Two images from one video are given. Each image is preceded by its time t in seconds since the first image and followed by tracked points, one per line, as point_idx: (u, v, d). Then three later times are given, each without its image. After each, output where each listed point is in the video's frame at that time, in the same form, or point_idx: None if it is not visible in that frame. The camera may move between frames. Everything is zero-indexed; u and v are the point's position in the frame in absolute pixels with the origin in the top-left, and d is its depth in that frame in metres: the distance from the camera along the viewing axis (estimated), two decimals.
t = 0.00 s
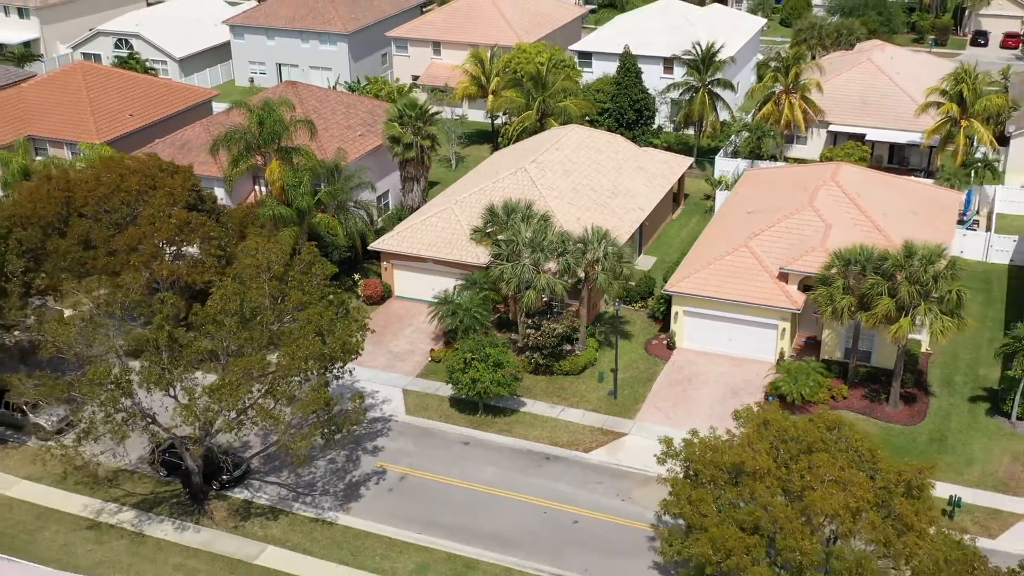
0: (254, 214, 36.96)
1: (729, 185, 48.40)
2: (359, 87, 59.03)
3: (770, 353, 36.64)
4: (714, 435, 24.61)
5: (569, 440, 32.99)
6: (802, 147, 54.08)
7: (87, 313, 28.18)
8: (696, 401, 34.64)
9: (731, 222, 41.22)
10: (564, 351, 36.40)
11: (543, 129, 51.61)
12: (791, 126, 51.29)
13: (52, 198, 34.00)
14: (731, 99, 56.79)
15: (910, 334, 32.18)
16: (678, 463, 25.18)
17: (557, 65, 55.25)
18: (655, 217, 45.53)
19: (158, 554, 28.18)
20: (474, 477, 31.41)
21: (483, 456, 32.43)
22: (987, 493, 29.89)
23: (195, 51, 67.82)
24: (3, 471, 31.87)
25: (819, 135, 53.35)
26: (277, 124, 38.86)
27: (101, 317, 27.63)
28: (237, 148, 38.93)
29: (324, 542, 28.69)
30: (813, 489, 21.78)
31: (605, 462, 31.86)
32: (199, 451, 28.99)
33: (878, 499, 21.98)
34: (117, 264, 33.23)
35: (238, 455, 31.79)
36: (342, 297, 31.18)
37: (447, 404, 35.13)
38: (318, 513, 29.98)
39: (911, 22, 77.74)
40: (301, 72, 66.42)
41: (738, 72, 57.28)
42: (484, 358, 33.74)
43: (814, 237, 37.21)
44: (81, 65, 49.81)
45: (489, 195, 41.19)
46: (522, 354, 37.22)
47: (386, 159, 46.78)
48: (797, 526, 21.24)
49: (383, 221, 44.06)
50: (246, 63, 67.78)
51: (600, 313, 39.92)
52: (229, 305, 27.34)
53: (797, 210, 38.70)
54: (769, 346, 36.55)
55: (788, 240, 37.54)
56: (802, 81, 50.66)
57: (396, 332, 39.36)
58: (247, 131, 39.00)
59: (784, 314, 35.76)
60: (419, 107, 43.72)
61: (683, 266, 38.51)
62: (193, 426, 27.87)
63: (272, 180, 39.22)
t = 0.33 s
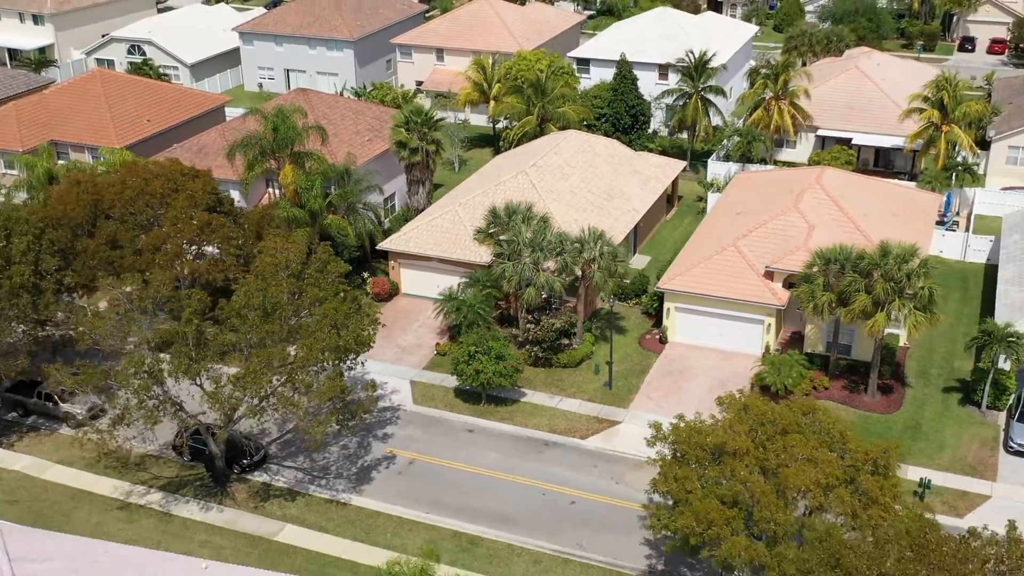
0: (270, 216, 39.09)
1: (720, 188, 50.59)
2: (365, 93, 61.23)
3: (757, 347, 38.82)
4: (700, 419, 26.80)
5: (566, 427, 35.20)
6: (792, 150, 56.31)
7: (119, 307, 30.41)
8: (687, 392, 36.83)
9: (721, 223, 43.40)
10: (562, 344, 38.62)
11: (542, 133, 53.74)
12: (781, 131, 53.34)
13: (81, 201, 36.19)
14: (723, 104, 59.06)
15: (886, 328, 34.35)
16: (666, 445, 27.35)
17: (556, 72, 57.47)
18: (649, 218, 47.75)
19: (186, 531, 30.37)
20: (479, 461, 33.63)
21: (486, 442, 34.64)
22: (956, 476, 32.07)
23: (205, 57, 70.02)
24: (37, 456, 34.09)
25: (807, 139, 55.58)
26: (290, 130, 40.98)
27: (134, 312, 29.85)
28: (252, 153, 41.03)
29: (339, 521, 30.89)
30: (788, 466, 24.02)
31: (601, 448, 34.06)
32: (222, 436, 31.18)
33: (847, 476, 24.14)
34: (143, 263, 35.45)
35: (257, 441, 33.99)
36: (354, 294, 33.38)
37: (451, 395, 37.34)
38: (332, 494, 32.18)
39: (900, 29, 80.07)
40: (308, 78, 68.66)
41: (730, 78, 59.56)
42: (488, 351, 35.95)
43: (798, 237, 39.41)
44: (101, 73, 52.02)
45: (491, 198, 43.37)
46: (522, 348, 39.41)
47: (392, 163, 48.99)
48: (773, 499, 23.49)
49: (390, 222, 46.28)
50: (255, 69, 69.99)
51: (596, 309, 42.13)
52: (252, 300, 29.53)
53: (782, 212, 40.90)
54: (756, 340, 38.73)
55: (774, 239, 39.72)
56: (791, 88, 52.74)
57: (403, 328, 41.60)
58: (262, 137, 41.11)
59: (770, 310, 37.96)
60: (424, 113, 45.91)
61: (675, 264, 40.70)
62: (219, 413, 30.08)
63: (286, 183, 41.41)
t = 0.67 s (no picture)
0: (284, 218, 41.21)
1: (713, 190, 52.75)
2: (371, 98, 63.40)
3: (744, 342, 40.99)
4: (687, 406, 28.94)
5: (564, 417, 37.39)
6: (782, 154, 58.54)
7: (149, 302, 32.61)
8: (678, 384, 39.02)
9: (711, 224, 45.59)
10: (559, 340, 40.86)
11: (542, 138, 55.88)
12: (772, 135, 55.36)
13: (106, 204, 38.37)
14: (715, 110, 61.45)
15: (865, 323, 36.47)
16: (656, 431, 29.49)
17: (556, 78, 59.70)
18: (644, 219, 49.98)
19: (208, 512, 32.54)
20: (482, 449, 35.82)
21: (489, 431, 36.85)
22: (929, 462, 34.22)
23: (215, 63, 72.15)
24: (67, 444, 36.27)
25: (796, 143, 57.80)
26: (302, 134, 42.87)
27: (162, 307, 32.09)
28: (266, 158, 43.07)
29: (350, 503, 33.06)
30: (766, 448, 26.23)
31: (596, 436, 36.26)
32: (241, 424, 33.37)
33: (821, 457, 26.28)
34: (165, 262, 37.69)
35: (274, 430, 36.18)
36: (366, 290, 35.58)
37: (456, 386, 39.55)
38: (345, 479, 34.36)
39: (891, 35, 82.31)
40: (315, 83, 70.83)
41: (721, 84, 62.03)
42: (490, 345, 38.13)
43: (784, 238, 41.59)
44: (119, 80, 54.23)
45: (493, 200, 45.52)
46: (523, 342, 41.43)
47: (398, 167, 51.22)
48: (752, 478, 25.68)
49: (397, 223, 48.51)
50: (264, 74, 72.22)
51: (593, 306, 44.37)
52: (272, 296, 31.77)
53: (770, 214, 43.09)
54: (743, 336, 40.92)
55: (762, 240, 41.90)
56: (781, 94, 54.79)
57: (410, 324, 43.86)
58: (276, 143, 43.16)
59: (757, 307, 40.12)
60: (429, 119, 48.07)
61: (668, 264, 42.90)
62: (240, 401, 32.25)
63: (299, 186, 43.56)
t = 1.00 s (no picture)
0: (297, 219, 43.38)
1: (706, 192, 54.91)
2: (376, 103, 65.55)
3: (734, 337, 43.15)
4: (676, 394, 31.11)
5: (562, 407, 39.58)
6: (773, 157, 60.73)
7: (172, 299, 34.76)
8: (670, 376, 41.18)
9: (703, 225, 47.78)
10: (558, 335, 43.03)
11: (542, 142, 57.99)
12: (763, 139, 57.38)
13: (129, 206, 40.54)
14: (709, 115, 63.67)
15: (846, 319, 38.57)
16: (648, 419, 31.65)
17: (555, 84, 61.87)
18: (639, 220, 52.18)
19: (228, 496, 34.70)
20: (485, 437, 38.01)
21: (491, 420, 39.04)
22: (906, 449, 36.36)
23: (224, 68, 74.34)
24: (93, 432, 38.44)
25: (787, 147, 59.98)
26: (313, 139, 44.90)
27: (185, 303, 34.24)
28: (279, 162, 45.18)
29: (361, 487, 35.23)
30: (748, 432, 28.41)
31: (593, 424, 38.45)
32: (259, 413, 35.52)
33: (799, 440, 28.44)
34: (185, 261, 39.87)
35: (288, 419, 38.36)
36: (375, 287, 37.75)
37: (460, 378, 41.74)
38: (356, 465, 36.52)
39: (882, 40, 84.40)
40: (321, 87, 72.98)
41: (715, 90, 64.27)
42: (492, 340, 40.30)
43: (772, 238, 43.76)
44: (135, 86, 56.39)
45: (495, 202, 47.69)
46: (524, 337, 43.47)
47: (404, 169, 53.40)
48: (735, 460, 27.85)
49: (403, 224, 50.68)
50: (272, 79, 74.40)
51: (590, 304, 46.56)
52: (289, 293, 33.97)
53: (758, 215, 45.27)
54: (733, 331, 43.08)
55: (750, 239, 44.09)
56: (771, 100, 56.89)
57: (415, 320, 46.04)
58: (288, 147, 45.31)
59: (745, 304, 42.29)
60: (434, 125, 50.25)
61: (661, 263, 45.09)
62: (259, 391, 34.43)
63: (310, 189, 45.58)
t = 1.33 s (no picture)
0: (308, 220, 45.53)
1: (699, 194, 57.03)
2: (381, 107, 67.68)
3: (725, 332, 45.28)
4: (667, 384, 33.23)
5: (561, 399, 41.72)
6: (765, 159, 62.92)
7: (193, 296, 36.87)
8: (664, 370, 43.30)
9: (696, 226, 49.90)
10: (557, 330, 45.15)
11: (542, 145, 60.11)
12: (754, 142, 59.55)
13: (149, 207, 42.68)
14: (703, 119, 65.77)
15: (830, 315, 40.66)
16: (641, 408, 33.78)
17: (554, 89, 64.00)
18: (635, 221, 54.30)
19: (246, 481, 36.83)
20: (487, 426, 40.13)
21: (493, 411, 41.17)
22: (885, 437, 38.48)
23: (233, 73, 76.50)
24: (116, 422, 40.58)
25: (778, 150, 62.13)
26: (322, 144, 47.02)
27: (205, 300, 36.34)
28: (291, 165, 47.29)
29: (371, 473, 37.34)
30: (732, 419, 30.54)
31: (590, 415, 40.58)
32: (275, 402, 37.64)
33: (780, 426, 30.56)
34: (203, 261, 42.01)
35: (301, 410, 40.51)
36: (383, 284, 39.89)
37: (463, 372, 43.88)
38: (366, 452, 38.64)
39: (873, 45, 86.54)
40: (327, 92, 75.13)
41: (709, 95, 66.39)
42: (494, 335, 42.42)
43: (761, 238, 45.89)
44: (149, 91, 58.54)
45: (496, 204, 49.79)
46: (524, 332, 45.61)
47: (409, 172, 55.54)
48: (720, 444, 29.96)
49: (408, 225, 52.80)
50: (280, 83, 76.51)
51: (588, 301, 48.70)
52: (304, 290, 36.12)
53: (748, 216, 47.40)
54: (723, 327, 45.22)
55: (740, 239, 46.23)
56: (763, 105, 59.06)
57: (421, 316, 48.17)
58: (298, 152, 47.46)
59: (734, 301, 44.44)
60: (437, 129, 52.38)
61: (656, 262, 47.22)
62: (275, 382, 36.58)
63: (320, 191, 47.68)
